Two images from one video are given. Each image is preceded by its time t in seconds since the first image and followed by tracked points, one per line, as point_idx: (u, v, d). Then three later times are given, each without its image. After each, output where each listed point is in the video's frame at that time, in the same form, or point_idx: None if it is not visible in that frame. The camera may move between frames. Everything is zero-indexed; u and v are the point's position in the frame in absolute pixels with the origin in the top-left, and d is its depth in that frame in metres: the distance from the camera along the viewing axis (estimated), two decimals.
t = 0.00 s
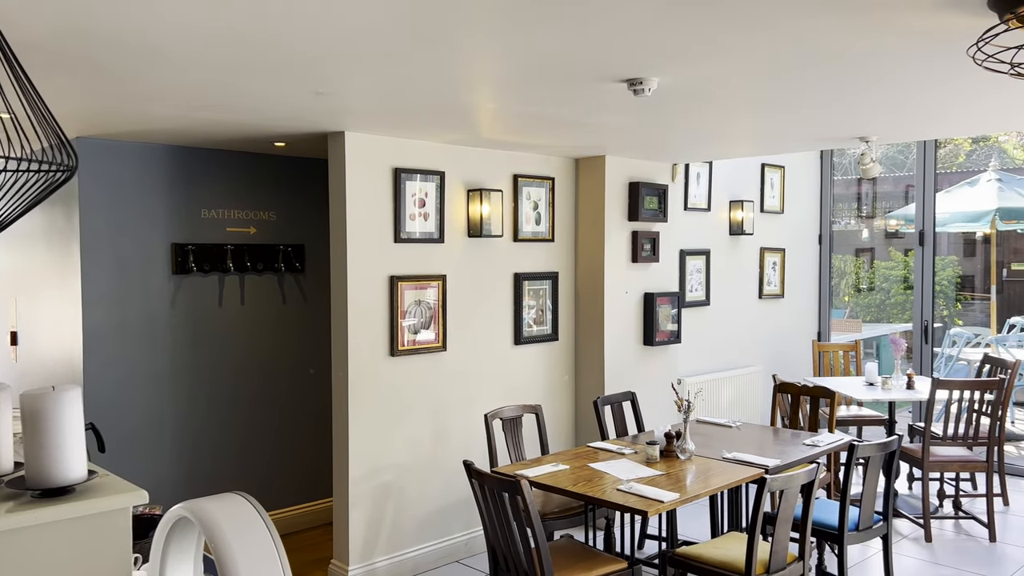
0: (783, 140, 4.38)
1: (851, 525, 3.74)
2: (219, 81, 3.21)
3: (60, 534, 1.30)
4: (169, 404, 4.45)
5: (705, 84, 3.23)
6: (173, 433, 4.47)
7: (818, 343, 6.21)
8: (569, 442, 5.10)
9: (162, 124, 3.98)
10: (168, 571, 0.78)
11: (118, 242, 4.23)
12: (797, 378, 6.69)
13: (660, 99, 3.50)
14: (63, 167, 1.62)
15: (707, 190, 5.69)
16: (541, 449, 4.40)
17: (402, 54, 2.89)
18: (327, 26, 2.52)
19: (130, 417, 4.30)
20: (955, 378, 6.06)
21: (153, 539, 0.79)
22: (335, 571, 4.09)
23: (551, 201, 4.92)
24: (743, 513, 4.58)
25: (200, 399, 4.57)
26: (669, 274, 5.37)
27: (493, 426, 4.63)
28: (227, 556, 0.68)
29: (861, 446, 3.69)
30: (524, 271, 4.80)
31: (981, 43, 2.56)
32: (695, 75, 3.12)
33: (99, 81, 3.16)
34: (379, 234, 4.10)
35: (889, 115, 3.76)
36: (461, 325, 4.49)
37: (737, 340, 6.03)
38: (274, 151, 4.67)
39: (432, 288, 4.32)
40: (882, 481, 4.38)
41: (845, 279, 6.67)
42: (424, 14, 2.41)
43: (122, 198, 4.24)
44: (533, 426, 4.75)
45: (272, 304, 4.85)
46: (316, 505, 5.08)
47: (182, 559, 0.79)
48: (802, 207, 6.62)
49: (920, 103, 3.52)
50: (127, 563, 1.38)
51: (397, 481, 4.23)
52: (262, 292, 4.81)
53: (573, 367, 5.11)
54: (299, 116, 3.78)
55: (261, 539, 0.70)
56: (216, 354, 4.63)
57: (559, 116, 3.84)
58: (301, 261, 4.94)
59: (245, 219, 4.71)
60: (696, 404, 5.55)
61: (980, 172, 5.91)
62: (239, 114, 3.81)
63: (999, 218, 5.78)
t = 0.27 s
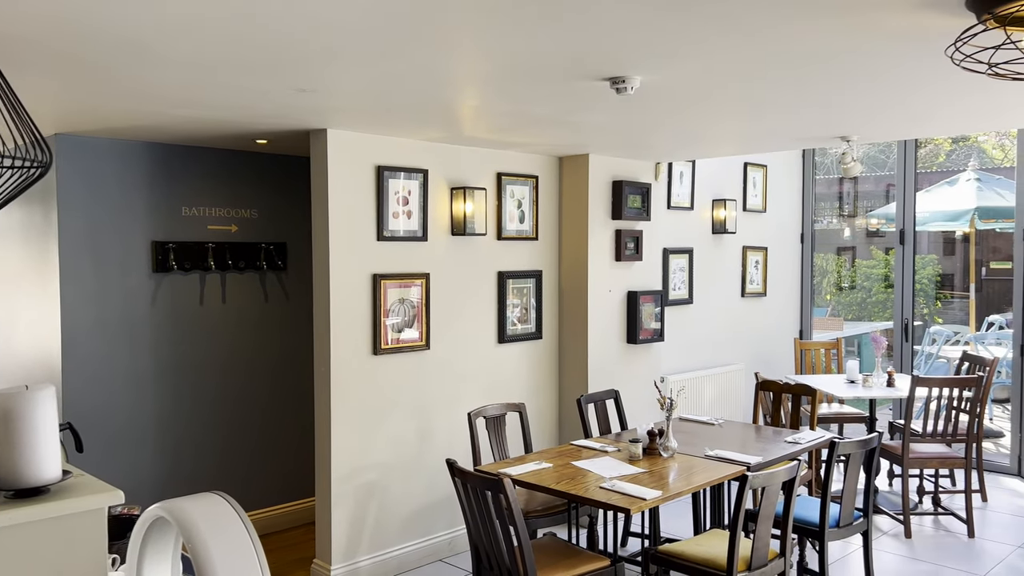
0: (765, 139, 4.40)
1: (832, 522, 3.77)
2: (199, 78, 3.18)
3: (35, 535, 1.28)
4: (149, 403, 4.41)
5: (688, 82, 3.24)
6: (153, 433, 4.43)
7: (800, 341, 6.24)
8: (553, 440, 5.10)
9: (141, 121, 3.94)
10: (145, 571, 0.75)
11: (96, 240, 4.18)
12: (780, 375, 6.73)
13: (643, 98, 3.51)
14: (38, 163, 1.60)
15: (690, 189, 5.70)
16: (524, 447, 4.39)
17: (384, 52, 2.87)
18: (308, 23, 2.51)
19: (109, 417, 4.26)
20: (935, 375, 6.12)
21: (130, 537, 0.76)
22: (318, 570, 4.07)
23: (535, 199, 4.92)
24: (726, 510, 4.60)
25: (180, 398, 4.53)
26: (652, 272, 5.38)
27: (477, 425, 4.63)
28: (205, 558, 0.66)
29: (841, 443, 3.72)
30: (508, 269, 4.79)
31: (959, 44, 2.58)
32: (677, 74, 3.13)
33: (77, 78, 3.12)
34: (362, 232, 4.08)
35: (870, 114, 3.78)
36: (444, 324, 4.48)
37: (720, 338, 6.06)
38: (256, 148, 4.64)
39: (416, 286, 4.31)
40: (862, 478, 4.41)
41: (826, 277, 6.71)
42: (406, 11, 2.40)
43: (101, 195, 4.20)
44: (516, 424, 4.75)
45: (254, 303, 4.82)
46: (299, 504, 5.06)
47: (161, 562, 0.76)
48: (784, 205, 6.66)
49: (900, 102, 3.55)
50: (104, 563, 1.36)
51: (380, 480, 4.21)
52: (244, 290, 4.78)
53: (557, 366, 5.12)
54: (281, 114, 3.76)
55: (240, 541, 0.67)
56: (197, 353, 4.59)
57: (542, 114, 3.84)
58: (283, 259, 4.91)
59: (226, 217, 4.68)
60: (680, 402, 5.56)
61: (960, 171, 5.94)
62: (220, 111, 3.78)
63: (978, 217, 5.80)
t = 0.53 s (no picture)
0: (747, 137, 4.42)
1: (812, 518, 3.80)
2: (178, 74, 3.15)
3: (8, 536, 1.26)
4: (128, 403, 4.36)
5: (670, 81, 3.25)
6: (133, 432, 4.38)
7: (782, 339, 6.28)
8: (536, 438, 5.10)
9: (120, 117, 3.90)
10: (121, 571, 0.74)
11: (74, 237, 4.13)
12: (761, 373, 6.77)
13: (625, 96, 3.51)
14: (11, 159, 1.58)
15: (673, 187, 5.72)
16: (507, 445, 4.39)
17: (365, 49, 2.86)
18: (289, 19, 2.49)
19: (87, 416, 4.21)
20: (915, 372, 6.18)
21: (106, 537, 0.74)
22: (299, 570, 4.05)
23: (518, 197, 4.92)
24: (708, 507, 4.62)
25: (160, 397, 4.49)
26: (635, 271, 5.40)
27: (460, 423, 4.62)
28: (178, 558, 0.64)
29: (822, 440, 3.75)
30: (491, 267, 4.79)
31: (937, 44, 2.61)
32: (659, 72, 3.13)
33: (54, 74, 3.08)
34: (344, 230, 4.06)
35: (850, 114, 3.81)
36: (427, 322, 4.47)
37: (703, 336, 6.09)
38: (237, 145, 4.60)
39: (399, 284, 4.30)
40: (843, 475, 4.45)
41: (808, 276, 6.76)
42: (386, 8, 2.39)
43: (80, 192, 4.15)
44: (499, 422, 4.75)
45: (235, 301, 4.78)
46: (280, 504, 5.03)
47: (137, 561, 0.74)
48: (766, 204, 6.70)
49: (879, 101, 3.58)
50: (79, 563, 1.35)
51: (362, 479, 4.20)
52: (225, 288, 4.74)
53: (540, 364, 5.12)
54: (262, 110, 3.73)
55: (215, 537, 0.66)
56: (177, 351, 4.55)
57: (525, 112, 3.83)
58: (264, 257, 4.88)
59: (206, 215, 4.64)
60: (663, 400, 5.58)
61: (939, 171, 6.00)
62: (200, 107, 3.74)
63: (957, 216, 5.85)
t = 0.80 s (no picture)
0: (729, 136, 4.44)
1: (792, 515, 3.82)
2: (156, 70, 3.12)
3: None
4: (107, 402, 4.32)
5: (651, 79, 3.25)
6: (111, 432, 4.34)
7: (764, 337, 6.32)
8: (519, 436, 5.11)
9: (97, 114, 3.85)
10: (96, 572, 0.72)
11: (51, 234, 4.08)
12: (743, 371, 6.81)
13: (607, 94, 3.52)
14: None
15: (655, 186, 5.74)
16: (489, 444, 4.39)
17: (345, 45, 2.84)
18: (268, 16, 2.47)
19: (64, 415, 4.16)
20: (894, 370, 6.24)
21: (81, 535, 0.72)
22: (280, 570, 4.03)
23: (501, 196, 4.91)
24: (689, 504, 4.64)
25: (139, 396, 4.44)
26: (618, 269, 5.41)
27: (442, 422, 4.61)
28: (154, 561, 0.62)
29: (802, 437, 3.77)
30: (474, 266, 4.78)
31: (915, 44, 2.63)
32: (640, 71, 3.14)
33: (29, 69, 3.04)
34: (325, 228, 4.04)
35: (830, 113, 3.84)
36: (409, 320, 4.46)
37: (685, 335, 6.12)
38: (217, 142, 4.56)
39: (381, 283, 4.28)
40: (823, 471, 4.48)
41: (789, 274, 6.80)
42: (366, 4, 2.37)
43: (57, 189, 4.10)
44: (481, 421, 4.74)
45: (215, 300, 4.75)
46: (261, 503, 5.00)
47: (113, 559, 0.72)
48: (748, 203, 6.74)
49: (858, 101, 3.60)
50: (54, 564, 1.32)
51: (344, 478, 4.18)
52: (205, 286, 4.70)
53: (522, 362, 5.12)
54: (241, 107, 3.70)
55: (192, 540, 0.64)
56: (156, 350, 4.51)
57: (507, 110, 3.83)
58: (244, 255, 4.84)
59: (186, 212, 4.60)
60: (645, 398, 5.60)
61: (918, 170, 6.05)
62: (179, 104, 3.70)
63: (935, 215, 5.91)
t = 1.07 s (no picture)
0: (710, 135, 4.45)
1: (772, 512, 3.85)
2: (133, 66, 3.09)
3: None
4: (83, 402, 4.26)
5: (632, 78, 3.26)
6: (89, 431, 4.29)
7: (745, 335, 6.35)
8: (501, 435, 5.10)
9: (73, 110, 3.80)
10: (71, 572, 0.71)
11: (26, 232, 4.02)
12: (724, 369, 6.85)
13: (589, 93, 3.52)
14: None
15: (637, 184, 5.75)
16: (471, 442, 4.38)
17: (325, 42, 2.82)
18: (246, 12, 2.45)
19: (40, 415, 4.11)
20: (873, 367, 6.30)
21: (53, 539, 0.71)
22: (261, 570, 4.00)
23: (483, 194, 4.90)
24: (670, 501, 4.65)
25: (117, 395, 4.40)
26: (599, 268, 5.42)
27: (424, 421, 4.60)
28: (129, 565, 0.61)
29: (782, 434, 3.80)
30: (456, 264, 4.77)
31: (892, 43, 2.65)
32: (621, 70, 3.15)
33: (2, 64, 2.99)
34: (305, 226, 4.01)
35: (809, 112, 3.86)
36: (391, 319, 4.44)
37: (667, 333, 6.14)
38: (196, 139, 4.52)
39: (362, 281, 4.26)
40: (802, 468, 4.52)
41: (770, 273, 6.84)
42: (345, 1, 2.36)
43: (33, 186, 4.04)
44: (463, 419, 4.73)
45: (194, 298, 4.71)
46: (241, 503, 4.96)
47: (88, 559, 0.71)
48: (729, 202, 6.77)
49: (838, 100, 3.63)
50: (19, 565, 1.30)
51: (324, 477, 4.16)
52: (184, 285, 4.66)
53: (504, 361, 5.11)
54: (221, 104, 3.67)
55: (169, 546, 0.63)
56: (134, 349, 4.46)
57: (488, 108, 3.82)
58: (224, 253, 4.80)
59: (165, 210, 4.55)
60: (627, 396, 5.62)
61: (897, 169, 6.10)
62: (157, 100, 3.67)
63: (914, 214, 5.97)
